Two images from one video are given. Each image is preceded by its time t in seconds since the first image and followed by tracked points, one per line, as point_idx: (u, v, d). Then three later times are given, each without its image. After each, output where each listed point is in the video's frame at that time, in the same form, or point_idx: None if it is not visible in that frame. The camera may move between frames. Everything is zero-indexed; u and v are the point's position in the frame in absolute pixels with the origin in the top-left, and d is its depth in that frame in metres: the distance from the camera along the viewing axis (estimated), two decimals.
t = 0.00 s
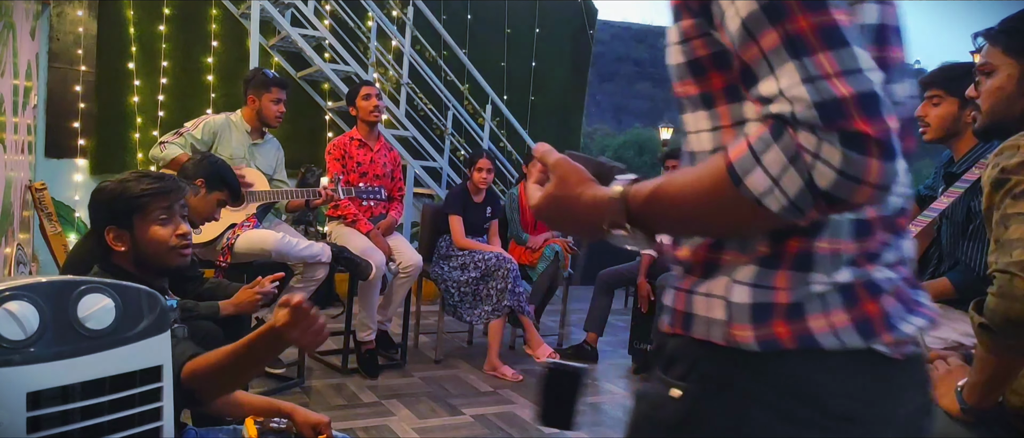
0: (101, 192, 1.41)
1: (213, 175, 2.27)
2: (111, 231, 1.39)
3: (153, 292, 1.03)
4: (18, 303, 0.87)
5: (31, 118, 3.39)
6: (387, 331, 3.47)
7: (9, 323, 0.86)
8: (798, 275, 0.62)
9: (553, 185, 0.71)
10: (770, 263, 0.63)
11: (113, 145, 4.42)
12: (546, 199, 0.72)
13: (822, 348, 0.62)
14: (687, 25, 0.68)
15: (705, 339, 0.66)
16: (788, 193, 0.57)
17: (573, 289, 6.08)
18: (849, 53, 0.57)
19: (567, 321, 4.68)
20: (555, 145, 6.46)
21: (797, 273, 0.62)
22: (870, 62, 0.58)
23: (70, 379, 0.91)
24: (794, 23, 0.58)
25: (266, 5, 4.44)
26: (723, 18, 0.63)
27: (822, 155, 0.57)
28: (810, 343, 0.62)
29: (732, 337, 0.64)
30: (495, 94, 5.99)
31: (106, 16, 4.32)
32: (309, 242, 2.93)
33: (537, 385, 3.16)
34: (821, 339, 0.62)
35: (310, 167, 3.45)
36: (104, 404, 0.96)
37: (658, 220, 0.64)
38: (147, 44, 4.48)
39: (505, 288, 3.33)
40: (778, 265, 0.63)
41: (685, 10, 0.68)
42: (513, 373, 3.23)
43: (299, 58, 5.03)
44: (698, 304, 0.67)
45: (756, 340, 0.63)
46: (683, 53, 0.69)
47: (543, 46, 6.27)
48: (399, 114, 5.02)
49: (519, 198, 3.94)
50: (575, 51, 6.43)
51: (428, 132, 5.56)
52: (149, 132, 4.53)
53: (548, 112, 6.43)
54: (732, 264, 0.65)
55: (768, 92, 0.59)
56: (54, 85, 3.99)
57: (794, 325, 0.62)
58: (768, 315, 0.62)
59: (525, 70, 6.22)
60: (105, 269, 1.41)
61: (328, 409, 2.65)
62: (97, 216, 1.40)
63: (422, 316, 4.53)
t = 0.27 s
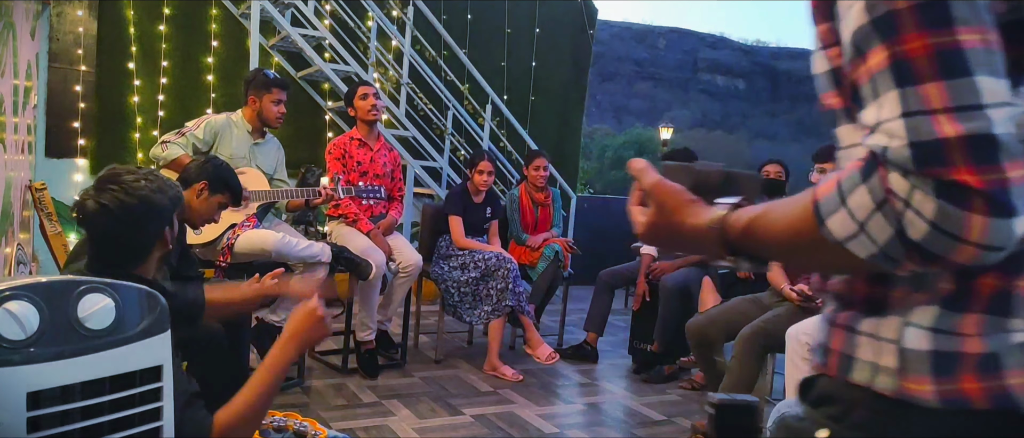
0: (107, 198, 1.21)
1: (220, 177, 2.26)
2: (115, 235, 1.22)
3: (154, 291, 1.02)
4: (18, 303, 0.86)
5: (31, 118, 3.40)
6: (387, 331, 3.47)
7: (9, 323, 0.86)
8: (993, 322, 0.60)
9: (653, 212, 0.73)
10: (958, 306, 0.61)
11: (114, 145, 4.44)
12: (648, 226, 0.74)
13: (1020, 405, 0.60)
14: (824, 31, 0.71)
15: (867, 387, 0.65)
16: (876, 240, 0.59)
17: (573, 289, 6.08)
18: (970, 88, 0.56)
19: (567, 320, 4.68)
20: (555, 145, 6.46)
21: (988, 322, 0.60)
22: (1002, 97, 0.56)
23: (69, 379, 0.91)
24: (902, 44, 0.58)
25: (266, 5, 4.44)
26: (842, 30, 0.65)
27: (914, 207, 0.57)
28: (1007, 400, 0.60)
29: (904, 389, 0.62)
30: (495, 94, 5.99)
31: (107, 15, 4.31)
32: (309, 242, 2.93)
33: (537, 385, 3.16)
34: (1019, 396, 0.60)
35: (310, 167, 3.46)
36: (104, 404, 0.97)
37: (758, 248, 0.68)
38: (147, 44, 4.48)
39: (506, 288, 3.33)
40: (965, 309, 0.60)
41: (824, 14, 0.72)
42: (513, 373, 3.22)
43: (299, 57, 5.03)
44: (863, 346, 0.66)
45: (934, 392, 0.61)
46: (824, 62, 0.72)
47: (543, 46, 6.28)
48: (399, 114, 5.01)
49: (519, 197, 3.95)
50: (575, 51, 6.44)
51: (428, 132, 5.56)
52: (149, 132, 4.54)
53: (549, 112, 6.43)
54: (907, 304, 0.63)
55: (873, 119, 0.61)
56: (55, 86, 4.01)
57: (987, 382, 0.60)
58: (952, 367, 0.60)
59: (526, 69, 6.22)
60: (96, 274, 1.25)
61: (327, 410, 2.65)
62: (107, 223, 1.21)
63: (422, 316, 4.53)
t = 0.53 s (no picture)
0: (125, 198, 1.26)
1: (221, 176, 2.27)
2: (126, 239, 1.28)
3: (151, 292, 1.04)
4: (17, 302, 0.86)
5: (31, 118, 3.39)
6: (387, 331, 3.47)
7: (9, 322, 0.86)
8: (1001, 317, 0.67)
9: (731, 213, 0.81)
10: (965, 299, 0.68)
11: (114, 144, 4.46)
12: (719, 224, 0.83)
13: None
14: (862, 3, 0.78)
15: (869, 378, 0.73)
16: (878, 222, 0.67)
17: (573, 289, 6.08)
18: (966, 57, 0.61)
19: (567, 321, 4.69)
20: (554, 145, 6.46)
21: (994, 315, 0.67)
22: (1011, 65, 0.61)
23: (69, 379, 0.91)
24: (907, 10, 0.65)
25: (266, 5, 4.43)
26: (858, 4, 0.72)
27: (907, 186, 0.64)
28: (1012, 394, 0.66)
29: (907, 382, 0.70)
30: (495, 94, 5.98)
31: (105, 15, 4.32)
32: (309, 242, 2.92)
33: (537, 385, 3.16)
34: None
35: (310, 167, 3.45)
36: (104, 404, 0.97)
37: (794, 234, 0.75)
38: (147, 44, 4.48)
39: (505, 288, 3.34)
40: (975, 302, 0.67)
41: None
42: (513, 373, 3.22)
43: (298, 57, 5.03)
44: (867, 336, 0.74)
45: (936, 384, 0.68)
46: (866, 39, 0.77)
47: (543, 47, 6.28)
48: (398, 113, 5.00)
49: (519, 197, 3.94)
50: (575, 51, 6.44)
51: (428, 132, 5.56)
52: (149, 132, 4.55)
53: (549, 113, 6.43)
54: (915, 293, 0.71)
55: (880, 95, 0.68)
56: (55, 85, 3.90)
57: (991, 377, 0.66)
58: (957, 360, 0.67)
59: (525, 69, 6.22)
60: (101, 272, 1.31)
61: (327, 410, 2.65)
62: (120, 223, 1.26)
63: (422, 316, 4.54)
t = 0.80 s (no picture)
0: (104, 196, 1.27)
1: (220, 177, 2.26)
2: (109, 240, 1.29)
3: (151, 291, 1.04)
4: (18, 302, 0.86)
5: (31, 118, 3.40)
6: (387, 331, 3.47)
7: (9, 322, 0.85)
8: (922, 319, 0.59)
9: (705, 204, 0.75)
10: (884, 295, 0.61)
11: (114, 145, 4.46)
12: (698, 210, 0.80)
13: (943, 405, 0.59)
14: None
15: (791, 376, 0.66)
16: (789, 219, 0.61)
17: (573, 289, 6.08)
18: (870, 48, 0.54)
19: (567, 320, 4.69)
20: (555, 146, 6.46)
21: (916, 318, 0.60)
22: (916, 59, 0.53)
23: (70, 379, 0.91)
24: None
25: (266, 6, 4.43)
26: None
27: (808, 181, 0.58)
28: (927, 400, 0.60)
29: (818, 382, 0.63)
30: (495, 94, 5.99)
31: (105, 16, 4.33)
32: (309, 242, 2.93)
33: (537, 385, 3.16)
34: (943, 398, 0.59)
35: (310, 167, 3.46)
36: (105, 404, 0.97)
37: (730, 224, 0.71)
38: (147, 44, 4.48)
39: (505, 288, 3.34)
40: (896, 303, 0.60)
41: None
42: (513, 373, 3.22)
43: (299, 57, 5.04)
44: (792, 333, 0.67)
45: (845, 387, 0.62)
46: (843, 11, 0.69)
47: (543, 47, 6.28)
48: (398, 114, 5.00)
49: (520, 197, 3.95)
50: (575, 51, 6.44)
51: (428, 132, 5.57)
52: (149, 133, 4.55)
53: (549, 113, 6.43)
54: (841, 288, 0.63)
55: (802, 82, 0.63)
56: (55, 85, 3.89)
57: (906, 379, 0.60)
58: (868, 362, 0.61)
59: (525, 69, 6.22)
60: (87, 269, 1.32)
61: (327, 410, 2.65)
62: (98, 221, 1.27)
63: (422, 316, 4.54)
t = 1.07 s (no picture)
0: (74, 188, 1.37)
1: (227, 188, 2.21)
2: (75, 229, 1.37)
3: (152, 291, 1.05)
4: (18, 303, 0.87)
5: (31, 118, 3.39)
6: (386, 331, 3.47)
7: (8, 321, 0.86)
8: (839, 322, 0.57)
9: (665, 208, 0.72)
10: (805, 304, 0.58)
11: (114, 146, 4.46)
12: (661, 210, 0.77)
13: (860, 409, 0.56)
14: None
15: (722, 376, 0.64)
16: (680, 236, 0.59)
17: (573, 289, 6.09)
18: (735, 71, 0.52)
19: (567, 320, 4.69)
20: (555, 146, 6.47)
21: (832, 323, 0.57)
22: (772, 86, 0.51)
23: (70, 378, 0.91)
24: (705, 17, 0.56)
25: (266, 6, 4.43)
26: None
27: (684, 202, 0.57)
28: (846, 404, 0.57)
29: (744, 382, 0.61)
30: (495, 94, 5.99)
31: (105, 16, 4.33)
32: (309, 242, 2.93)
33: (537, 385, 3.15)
34: (860, 400, 0.56)
35: (310, 167, 3.46)
36: (105, 404, 0.96)
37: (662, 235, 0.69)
38: (147, 45, 4.49)
39: (505, 288, 3.33)
40: (812, 310, 0.58)
41: None
42: (512, 373, 3.22)
43: (299, 58, 5.04)
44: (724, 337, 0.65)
45: (766, 388, 0.59)
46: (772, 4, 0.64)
47: (543, 47, 6.28)
48: (399, 114, 5.00)
49: (521, 197, 3.96)
50: (574, 51, 6.44)
51: (428, 132, 5.57)
52: (149, 133, 4.55)
53: (548, 113, 6.43)
54: (766, 293, 0.61)
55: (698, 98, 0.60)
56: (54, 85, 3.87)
57: (825, 381, 0.57)
58: (787, 365, 0.58)
59: (525, 70, 6.23)
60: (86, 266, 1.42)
61: (327, 410, 2.65)
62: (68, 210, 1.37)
63: (422, 316, 4.54)
